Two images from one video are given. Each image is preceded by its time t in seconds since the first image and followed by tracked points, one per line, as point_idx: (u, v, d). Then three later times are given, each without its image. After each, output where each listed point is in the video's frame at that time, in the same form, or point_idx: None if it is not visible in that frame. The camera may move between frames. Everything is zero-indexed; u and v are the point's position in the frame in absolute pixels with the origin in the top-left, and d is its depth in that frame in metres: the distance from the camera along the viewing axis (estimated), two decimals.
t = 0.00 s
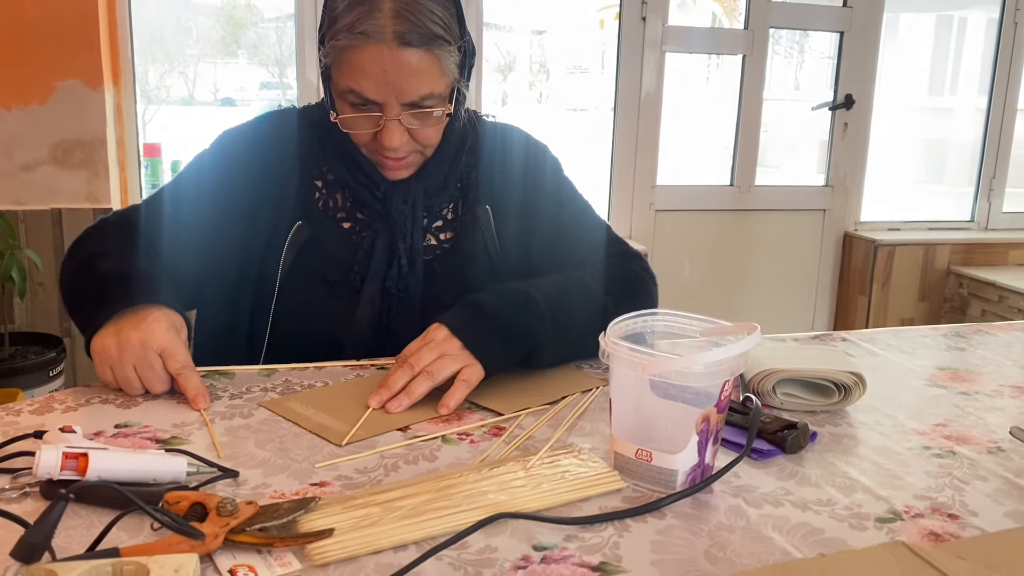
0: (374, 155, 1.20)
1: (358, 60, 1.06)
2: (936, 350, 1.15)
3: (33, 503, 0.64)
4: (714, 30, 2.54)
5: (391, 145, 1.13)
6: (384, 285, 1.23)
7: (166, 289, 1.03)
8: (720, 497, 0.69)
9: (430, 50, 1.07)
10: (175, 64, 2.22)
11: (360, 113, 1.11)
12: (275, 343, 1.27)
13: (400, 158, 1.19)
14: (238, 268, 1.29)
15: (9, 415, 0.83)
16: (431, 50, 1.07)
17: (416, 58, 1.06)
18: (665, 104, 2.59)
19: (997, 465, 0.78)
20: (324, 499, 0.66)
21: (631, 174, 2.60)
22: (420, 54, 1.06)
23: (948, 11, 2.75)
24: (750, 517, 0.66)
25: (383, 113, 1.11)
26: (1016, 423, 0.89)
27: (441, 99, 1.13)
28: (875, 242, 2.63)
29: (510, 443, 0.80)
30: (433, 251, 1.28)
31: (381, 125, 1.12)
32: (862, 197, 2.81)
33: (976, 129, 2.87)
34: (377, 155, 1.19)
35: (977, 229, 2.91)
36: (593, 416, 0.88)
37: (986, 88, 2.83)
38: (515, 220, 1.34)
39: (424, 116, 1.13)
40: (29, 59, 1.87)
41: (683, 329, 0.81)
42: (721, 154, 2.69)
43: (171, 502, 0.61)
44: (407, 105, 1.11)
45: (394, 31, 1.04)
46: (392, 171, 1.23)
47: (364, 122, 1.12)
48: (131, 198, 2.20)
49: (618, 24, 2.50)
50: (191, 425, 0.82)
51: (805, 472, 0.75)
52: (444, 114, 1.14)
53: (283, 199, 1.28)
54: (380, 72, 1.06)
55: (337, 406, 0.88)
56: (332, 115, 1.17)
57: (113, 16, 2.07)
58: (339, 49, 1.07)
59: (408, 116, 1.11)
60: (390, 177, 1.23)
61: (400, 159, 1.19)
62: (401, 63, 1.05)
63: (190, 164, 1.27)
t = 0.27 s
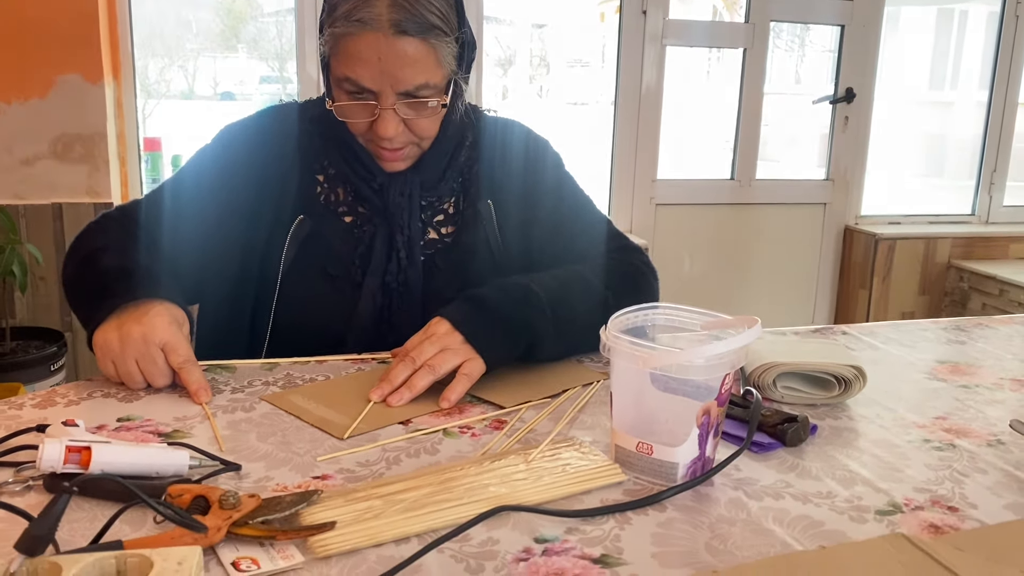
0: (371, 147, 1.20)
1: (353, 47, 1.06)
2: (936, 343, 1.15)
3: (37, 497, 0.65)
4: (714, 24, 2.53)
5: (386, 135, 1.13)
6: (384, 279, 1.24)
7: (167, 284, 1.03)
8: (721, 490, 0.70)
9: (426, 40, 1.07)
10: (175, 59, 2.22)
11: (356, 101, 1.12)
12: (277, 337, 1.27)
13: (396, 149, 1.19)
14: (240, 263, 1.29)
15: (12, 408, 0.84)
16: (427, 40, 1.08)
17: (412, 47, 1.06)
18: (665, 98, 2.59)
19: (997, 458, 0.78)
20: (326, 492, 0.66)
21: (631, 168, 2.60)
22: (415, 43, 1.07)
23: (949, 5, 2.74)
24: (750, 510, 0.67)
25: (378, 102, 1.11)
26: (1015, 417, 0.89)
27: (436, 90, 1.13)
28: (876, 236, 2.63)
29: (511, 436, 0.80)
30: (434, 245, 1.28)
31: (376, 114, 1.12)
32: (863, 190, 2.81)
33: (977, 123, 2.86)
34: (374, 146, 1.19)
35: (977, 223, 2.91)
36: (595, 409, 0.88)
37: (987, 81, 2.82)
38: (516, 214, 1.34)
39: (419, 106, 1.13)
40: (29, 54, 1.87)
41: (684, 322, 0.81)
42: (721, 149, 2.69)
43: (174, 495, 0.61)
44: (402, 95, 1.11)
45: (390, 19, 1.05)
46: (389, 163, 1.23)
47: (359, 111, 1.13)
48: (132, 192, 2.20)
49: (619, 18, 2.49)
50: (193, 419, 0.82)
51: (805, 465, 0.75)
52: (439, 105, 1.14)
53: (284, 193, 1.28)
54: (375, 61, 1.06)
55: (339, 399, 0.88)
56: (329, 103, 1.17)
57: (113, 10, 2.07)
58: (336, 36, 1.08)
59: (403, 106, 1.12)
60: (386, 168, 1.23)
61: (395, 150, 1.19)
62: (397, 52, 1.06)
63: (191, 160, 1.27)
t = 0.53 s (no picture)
0: (368, 139, 1.21)
1: (349, 39, 1.07)
2: (936, 338, 1.15)
3: (40, 491, 0.65)
4: (715, 18, 2.53)
5: (382, 128, 1.13)
6: (383, 273, 1.24)
7: (168, 279, 1.03)
8: (721, 484, 0.70)
9: (422, 33, 1.08)
10: (175, 53, 2.22)
11: (352, 94, 1.12)
12: (277, 331, 1.28)
13: (392, 142, 1.19)
14: (240, 258, 1.29)
15: (14, 403, 0.84)
16: (423, 33, 1.08)
17: (407, 40, 1.07)
18: (666, 92, 2.59)
19: (997, 452, 0.78)
20: (328, 486, 0.67)
21: (632, 163, 2.60)
22: (411, 36, 1.07)
23: None
24: (751, 503, 0.67)
25: (374, 95, 1.11)
26: (1015, 410, 0.89)
27: (433, 84, 1.13)
28: (876, 230, 2.63)
29: (512, 430, 0.80)
30: (434, 239, 1.28)
31: (371, 107, 1.12)
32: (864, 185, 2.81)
33: (977, 117, 2.86)
34: (370, 139, 1.20)
35: (978, 217, 2.90)
36: (595, 404, 0.88)
37: (988, 75, 2.82)
38: (517, 208, 1.34)
39: (415, 100, 1.13)
40: (29, 49, 1.87)
41: (685, 317, 0.81)
42: (722, 143, 2.68)
43: (176, 489, 0.62)
44: (398, 88, 1.11)
45: (387, 11, 1.05)
46: (387, 157, 1.22)
47: (355, 103, 1.13)
48: (132, 188, 2.19)
49: (619, 12, 2.49)
50: (195, 413, 0.82)
51: (806, 459, 0.75)
52: (435, 99, 1.14)
53: (284, 189, 1.28)
54: (371, 53, 1.07)
55: (340, 394, 0.88)
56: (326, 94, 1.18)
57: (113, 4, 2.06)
58: (333, 28, 1.08)
59: (399, 99, 1.12)
60: (384, 162, 1.23)
61: (392, 144, 1.20)
62: (392, 44, 1.06)
63: (192, 157, 1.27)
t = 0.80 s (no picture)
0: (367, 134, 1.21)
1: (347, 33, 1.07)
2: (937, 333, 1.15)
3: (41, 488, 0.65)
4: (715, 14, 2.52)
5: (381, 121, 1.13)
6: (381, 265, 1.24)
7: (166, 279, 1.03)
8: (721, 480, 0.70)
9: (419, 26, 1.08)
10: (175, 50, 2.21)
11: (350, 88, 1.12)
12: (276, 326, 1.27)
13: (391, 136, 1.19)
14: (240, 256, 1.29)
15: (15, 400, 0.84)
16: (421, 26, 1.08)
17: (405, 32, 1.07)
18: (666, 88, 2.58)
19: (997, 447, 0.78)
20: (329, 482, 0.67)
21: (632, 159, 2.60)
22: (408, 29, 1.07)
23: None
24: (751, 499, 0.67)
25: (372, 89, 1.11)
26: (1016, 406, 0.89)
27: (431, 77, 1.13)
28: (877, 226, 2.63)
29: (513, 426, 0.80)
30: (432, 233, 1.28)
31: (370, 101, 1.12)
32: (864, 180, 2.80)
33: (978, 113, 2.85)
34: (369, 133, 1.20)
35: (978, 213, 2.90)
36: (596, 400, 0.88)
37: (988, 71, 2.82)
38: (516, 203, 1.34)
39: (413, 93, 1.13)
40: (30, 46, 1.86)
41: (685, 312, 0.81)
42: (722, 139, 2.68)
43: (177, 485, 0.62)
44: (396, 81, 1.11)
45: (384, 4, 1.06)
46: (386, 150, 1.23)
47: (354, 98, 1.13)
48: (133, 186, 2.20)
49: (619, 8, 2.48)
50: (195, 410, 0.82)
51: (806, 454, 0.75)
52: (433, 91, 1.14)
53: (283, 186, 1.28)
54: (368, 46, 1.07)
55: (342, 390, 0.88)
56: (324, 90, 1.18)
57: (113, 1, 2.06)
58: (331, 23, 1.08)
59: (397, 92, 1.12)
60: (382, 155, 1.23)
61: (391, 137, 1.19)
62: (390, 37, 1.06)
63: (192, 158, 1.27)
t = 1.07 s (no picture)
0: (371, 133, 1.20)
1: (350, 32, 1.07)
2: (937, 330, 1.15)
3: (43, 486, 0.65)
4: (715, 11, 2.52)
5: (385, 120, 1.13)
6: (382, 261, 1.24)
7: (165, 280, 1.03)
8: (722, 477, 0.70)
9: (422, 24, 1.08)
10: (175, 48, 2.21)
11: (354, 87, 1.11)
12: (276, 323, 1.27)
13: (395, 134, 1.19)
14: (240, 255, 1.29)
15: (16, 398, 0.84)
16: (423, 23, 1.08)
17: (408, 30, 1.07)
18: (666, 85, 2.58)
19: (998, 444, 0.78)
20: (330, 480, 0.67)
21: (632, 156, 2.59)
22: (412, 26, 1.07)
23: None
24: (752, 496, 0.67)
25: (376, 87, 1.11)
26: (1016, 403, 0.89)
27: (434, 74, 1.12)
28: (877, 223, 2.63)
29: (514, 424, 0.80)
30: (433, 230, 1.28)
31: (374, 99, 1.11)
32: (864, 177, 2.80)
33: (978, 109, 2.85)
34: (374, 132, 1.20)
35: (978, 210, 2.90)
36: (597, 397, 0.88)
37: (988, 67, 2.81)
38: (516, 199, 1.34)
39: (417, 90, 1.13)
40: (29, 44, 1.86)
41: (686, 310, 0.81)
42: (722, 136, 2.68)
43: (178, 484, 0.62)
44: (400, 79, 1.11)
45: (387, 2, 1.06)
46: (387, 148, 1.23)
47: (358, 96, 1.12)
48: (132, 183, 2.19)
49: (619, 5, 2.48)
50: (196, 407, 0.82)
51: (806, 452, 0.75)
52: (437, 88, 1.14)
53: (283, 184, 1.28)
54: (372, 44, 1.07)
55: (343, 387, 0.88)
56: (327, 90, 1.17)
57: None
58: (334, 22, 1.08)
59: (401, 90, 1.11)
60: (385, 153, 1.23)
61: (394, 135, 1.19)
62: (393, 34, 1.06)
63: (193, 157, 1.27)
